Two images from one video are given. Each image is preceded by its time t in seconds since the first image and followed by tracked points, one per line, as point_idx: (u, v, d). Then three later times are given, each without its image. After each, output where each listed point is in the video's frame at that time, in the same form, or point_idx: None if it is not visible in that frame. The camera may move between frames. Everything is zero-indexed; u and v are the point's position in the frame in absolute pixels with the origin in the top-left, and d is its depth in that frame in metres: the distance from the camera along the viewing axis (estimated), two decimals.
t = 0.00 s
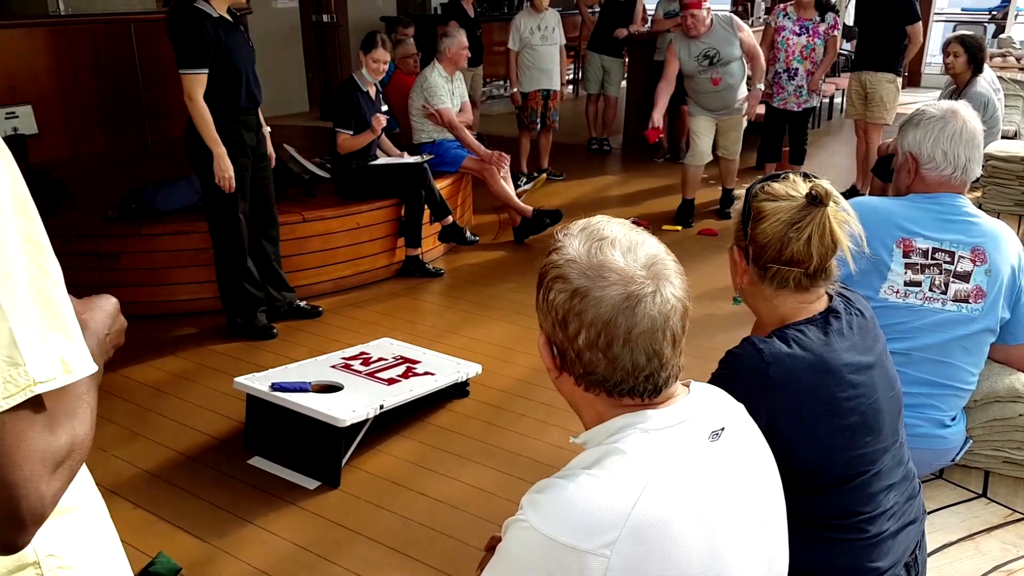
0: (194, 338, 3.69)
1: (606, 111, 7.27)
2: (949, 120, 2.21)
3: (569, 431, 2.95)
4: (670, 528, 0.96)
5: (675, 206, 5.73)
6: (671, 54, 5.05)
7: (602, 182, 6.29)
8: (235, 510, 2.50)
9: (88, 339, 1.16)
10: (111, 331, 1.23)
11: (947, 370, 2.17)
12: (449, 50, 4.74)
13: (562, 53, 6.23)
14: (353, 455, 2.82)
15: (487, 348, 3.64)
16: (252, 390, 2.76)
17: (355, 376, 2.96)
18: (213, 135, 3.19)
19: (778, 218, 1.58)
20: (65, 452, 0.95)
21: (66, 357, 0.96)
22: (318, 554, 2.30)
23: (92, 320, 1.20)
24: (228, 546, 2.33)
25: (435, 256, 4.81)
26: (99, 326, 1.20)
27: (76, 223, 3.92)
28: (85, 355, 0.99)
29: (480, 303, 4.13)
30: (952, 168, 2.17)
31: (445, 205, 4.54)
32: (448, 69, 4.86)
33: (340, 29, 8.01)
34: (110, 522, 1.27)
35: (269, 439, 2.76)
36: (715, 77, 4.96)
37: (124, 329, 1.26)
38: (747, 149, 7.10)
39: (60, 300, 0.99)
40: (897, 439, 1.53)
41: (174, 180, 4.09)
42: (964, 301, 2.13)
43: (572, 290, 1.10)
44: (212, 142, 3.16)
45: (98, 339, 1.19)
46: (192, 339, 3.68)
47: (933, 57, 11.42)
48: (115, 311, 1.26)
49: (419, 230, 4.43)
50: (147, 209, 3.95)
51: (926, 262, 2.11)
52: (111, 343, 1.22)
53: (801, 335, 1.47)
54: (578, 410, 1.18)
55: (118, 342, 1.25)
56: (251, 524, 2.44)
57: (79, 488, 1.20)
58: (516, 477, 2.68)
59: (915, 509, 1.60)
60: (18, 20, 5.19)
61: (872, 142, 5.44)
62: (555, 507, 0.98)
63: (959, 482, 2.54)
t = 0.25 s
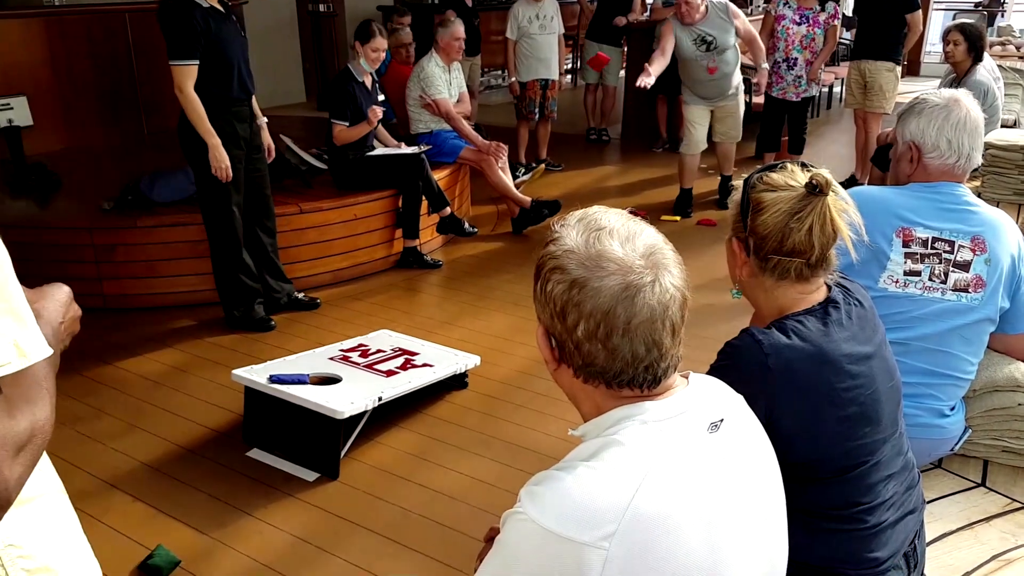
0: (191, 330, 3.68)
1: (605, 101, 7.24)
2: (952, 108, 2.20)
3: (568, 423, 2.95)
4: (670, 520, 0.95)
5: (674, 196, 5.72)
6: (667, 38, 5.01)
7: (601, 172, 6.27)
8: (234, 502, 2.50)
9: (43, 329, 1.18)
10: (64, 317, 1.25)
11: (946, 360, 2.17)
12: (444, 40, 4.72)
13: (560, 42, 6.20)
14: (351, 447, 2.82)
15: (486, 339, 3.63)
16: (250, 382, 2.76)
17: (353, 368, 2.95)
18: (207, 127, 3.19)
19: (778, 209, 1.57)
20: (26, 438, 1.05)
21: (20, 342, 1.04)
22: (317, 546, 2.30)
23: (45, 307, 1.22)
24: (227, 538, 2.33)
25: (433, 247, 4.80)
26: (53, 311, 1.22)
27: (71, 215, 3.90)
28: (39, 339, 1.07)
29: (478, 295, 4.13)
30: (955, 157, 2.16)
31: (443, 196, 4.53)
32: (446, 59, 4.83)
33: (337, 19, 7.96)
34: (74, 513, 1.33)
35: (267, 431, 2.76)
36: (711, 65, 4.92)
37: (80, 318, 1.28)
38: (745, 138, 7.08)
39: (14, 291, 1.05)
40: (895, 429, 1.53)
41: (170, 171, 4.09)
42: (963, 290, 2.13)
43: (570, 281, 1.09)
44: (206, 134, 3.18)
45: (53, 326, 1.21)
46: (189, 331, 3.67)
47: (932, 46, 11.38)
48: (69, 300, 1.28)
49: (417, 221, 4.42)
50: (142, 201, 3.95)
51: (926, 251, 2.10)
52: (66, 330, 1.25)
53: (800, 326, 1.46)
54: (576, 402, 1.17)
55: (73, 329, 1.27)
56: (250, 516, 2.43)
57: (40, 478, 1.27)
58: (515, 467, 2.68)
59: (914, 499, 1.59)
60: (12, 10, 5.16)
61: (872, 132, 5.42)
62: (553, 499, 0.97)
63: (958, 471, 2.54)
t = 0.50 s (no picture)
0: (185, 322, 3.66)
1: (600, 89, 7.21)
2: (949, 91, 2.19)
3: (564, 413, 2.94)
4: (670, 512, 0.94)
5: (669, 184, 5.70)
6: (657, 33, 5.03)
7: (596, 161, 6.25)
8: (229, 495, 2.49)
9: None
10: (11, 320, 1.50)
11: (944, 347, 2.16)
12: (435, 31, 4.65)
13: (554, 31, 6.16)
14: (348, 438, 2.80)
15: (482, 330, 3.62)
16: (245, 374, 2.74)
17: (349, 359, 2.94)
18: (185, 117, 3.15)
19: (782, 196, 1.55)
20: None
21: None
22: (313, 538, 2.29)
23: None
24: (223, 531, 2.33)
25: (429, 238, 4.78)
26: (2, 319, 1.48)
27: (64, 207, 3.87)
28: None
29: (474, 285, 4.11)
30: (959, 140, 2.16)
31: (438, 186, 4.50)
32: (439, 49, 4.79)
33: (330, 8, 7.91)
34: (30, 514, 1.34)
35: (263, 423, 2.74)
36: (700, 54, 4.92)
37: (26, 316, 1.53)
38: (741, 127, 7.06)
39: None
40: (894, 417, 1.52)
41: (163, 162, 4.07)
42: (961, 278, 2.12)
43: (569, 270, 1.07)
44: (184, 125, 3.14)
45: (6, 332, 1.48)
46: (184, 323, 3.65)
47: (926, 33, 11.36)
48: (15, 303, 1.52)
49: (412, 211, 4.41)
50: (136, 192, 3.94)
51: (923, 239, 2.09)
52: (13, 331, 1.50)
53: (797, 315, 1.45)
54: (574, 394, 1.16)
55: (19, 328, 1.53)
56: (246, 508, 2.43)
57: None
58: (511, 458, 2.68)
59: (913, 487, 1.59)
60: (1, 1, 5.11)
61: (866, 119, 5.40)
62: (550, 493, 0.96)
63: (956, 459, 2.54)
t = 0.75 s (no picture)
0: (187, 326, 3.65)
1: (598, 87, 7.19)
2: (943, 84, 2.18)
3: (568, 412, 2.93)
4: (677, 514, 0.93)
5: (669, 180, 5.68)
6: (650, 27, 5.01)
7: (596, 159, 6.24)
8: (233, 499, 2.48)
9: None
10: None
11: (949, 341, 2.15)
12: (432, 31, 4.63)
13: (552, 29, 6.14)
14: (351, 441, 2.79)
15: (484, 329, 3.61)
16: (247, 378, 2.73)
17: (351, 361, 2.93)
18: (178, 126, 3.14)
19: (790, 192, 1.53)
20: None
21: None
22: (318, 542, 2.28)
23: None
24: (227, 535, 2.31)
25: (429, 238, 4.76)
26: None
27: (64, 213, 3.86)
28: None
29: (475, 285, 4.10)
30: (958, 131, 2.14)
31: (438, 186, 4.49)
32: (435, 50, 4.78)
33: (328, 10, 7.89)
34: None
35: (267, 426, 2.73)
36: (695, 49, 4.89)
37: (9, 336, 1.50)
38: (740, 121, 7.04)
39: None
40: (900, 414, 1.51)
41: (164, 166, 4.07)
42: (965, 270, 2.10)
43: (572, 270, 1.06)
44: (177, 134, 3.13)
45: None
46: (185, 327, 3.64)
47: (925, 25, 11.33)
48: None
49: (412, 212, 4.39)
50: (138, 197, 3.94)
51: (926, 233, 2.07)
52: None
53: (799, 313, 1.43)
54: (577, 397, 1.15)
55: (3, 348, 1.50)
56: (250, 512, 2.41)
57: None
58: (515, 458, 2.66)
59: (920, 485, 1.57)
60: None
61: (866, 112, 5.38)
62: (555, 498, 0.95)
63: (963, 455, 2.52)
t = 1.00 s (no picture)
0: (190, 329, 3.66)
1: (599, 87, 7.20)
2: (942, 85, 2.18)
3: (570, 413, 2.94)
4: (681, 515, 0.94)
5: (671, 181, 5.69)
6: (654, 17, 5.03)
7: (597, 159, 6.24)
8: (238, 502, 2.49)
9: None
10: None
11: (951, 341, 2.15)
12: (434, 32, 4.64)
13: (553, 30, 6.15)
14: (355, 444, 2.80)
15: (486, 331, 3.62)
16: (251, 381, 2.74)
17: (354, 364, 2.94)
18: (178, 129, 3.16)
19: (794, 193, 1.53)
20: None
21: None
22: (322, 544, 2.29)
23: None
24: (232, 538, 2.32)
25: (432, 240, 4.77)
26: None
27: (66, 217, 3.87)
28: None
29: (478, 286, 4.10)
30: (958, 131, 2.14)
31: (440, 188, 4.50)
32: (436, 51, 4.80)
33: (328, 11, 7.91)
34: None
35: (270, 429, 2.74)
36: (694, 43, 4.90)
37: None
38: (741, 121, 7.04)
39: None
40: (903, 415, 1.51)
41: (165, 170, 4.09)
42: (967, 270, 2.11)
43: (576, 274, 1.06)
44: (177, 137, 3.16)
45: None
46: (188, 331, 3.66)
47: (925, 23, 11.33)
48: None
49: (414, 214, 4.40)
50: (139, 201, 3.96)
51: (928, 232, 2.07)
52: None
53: (802, 314, 1.44)
54: (581, 401, 1.15)
55: None
56: (254, 515, 2.42)
57: None
58: (518, 460, 2.67)
59: (924, 485, 1.58)
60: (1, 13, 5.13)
61: (867, 111, 5.38)
62: (559, 501, 0.95)
63: (966, 453, 2.52)
